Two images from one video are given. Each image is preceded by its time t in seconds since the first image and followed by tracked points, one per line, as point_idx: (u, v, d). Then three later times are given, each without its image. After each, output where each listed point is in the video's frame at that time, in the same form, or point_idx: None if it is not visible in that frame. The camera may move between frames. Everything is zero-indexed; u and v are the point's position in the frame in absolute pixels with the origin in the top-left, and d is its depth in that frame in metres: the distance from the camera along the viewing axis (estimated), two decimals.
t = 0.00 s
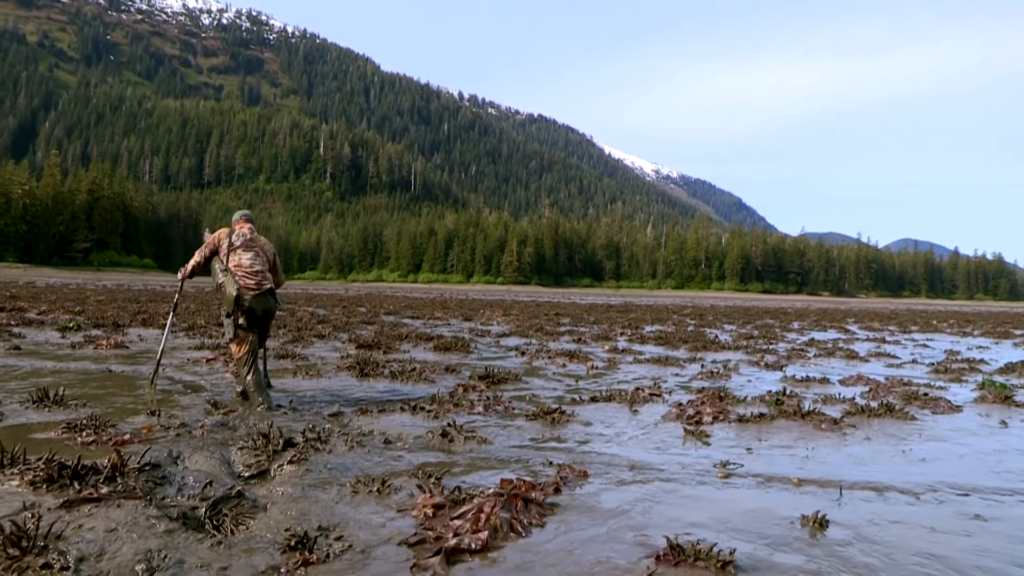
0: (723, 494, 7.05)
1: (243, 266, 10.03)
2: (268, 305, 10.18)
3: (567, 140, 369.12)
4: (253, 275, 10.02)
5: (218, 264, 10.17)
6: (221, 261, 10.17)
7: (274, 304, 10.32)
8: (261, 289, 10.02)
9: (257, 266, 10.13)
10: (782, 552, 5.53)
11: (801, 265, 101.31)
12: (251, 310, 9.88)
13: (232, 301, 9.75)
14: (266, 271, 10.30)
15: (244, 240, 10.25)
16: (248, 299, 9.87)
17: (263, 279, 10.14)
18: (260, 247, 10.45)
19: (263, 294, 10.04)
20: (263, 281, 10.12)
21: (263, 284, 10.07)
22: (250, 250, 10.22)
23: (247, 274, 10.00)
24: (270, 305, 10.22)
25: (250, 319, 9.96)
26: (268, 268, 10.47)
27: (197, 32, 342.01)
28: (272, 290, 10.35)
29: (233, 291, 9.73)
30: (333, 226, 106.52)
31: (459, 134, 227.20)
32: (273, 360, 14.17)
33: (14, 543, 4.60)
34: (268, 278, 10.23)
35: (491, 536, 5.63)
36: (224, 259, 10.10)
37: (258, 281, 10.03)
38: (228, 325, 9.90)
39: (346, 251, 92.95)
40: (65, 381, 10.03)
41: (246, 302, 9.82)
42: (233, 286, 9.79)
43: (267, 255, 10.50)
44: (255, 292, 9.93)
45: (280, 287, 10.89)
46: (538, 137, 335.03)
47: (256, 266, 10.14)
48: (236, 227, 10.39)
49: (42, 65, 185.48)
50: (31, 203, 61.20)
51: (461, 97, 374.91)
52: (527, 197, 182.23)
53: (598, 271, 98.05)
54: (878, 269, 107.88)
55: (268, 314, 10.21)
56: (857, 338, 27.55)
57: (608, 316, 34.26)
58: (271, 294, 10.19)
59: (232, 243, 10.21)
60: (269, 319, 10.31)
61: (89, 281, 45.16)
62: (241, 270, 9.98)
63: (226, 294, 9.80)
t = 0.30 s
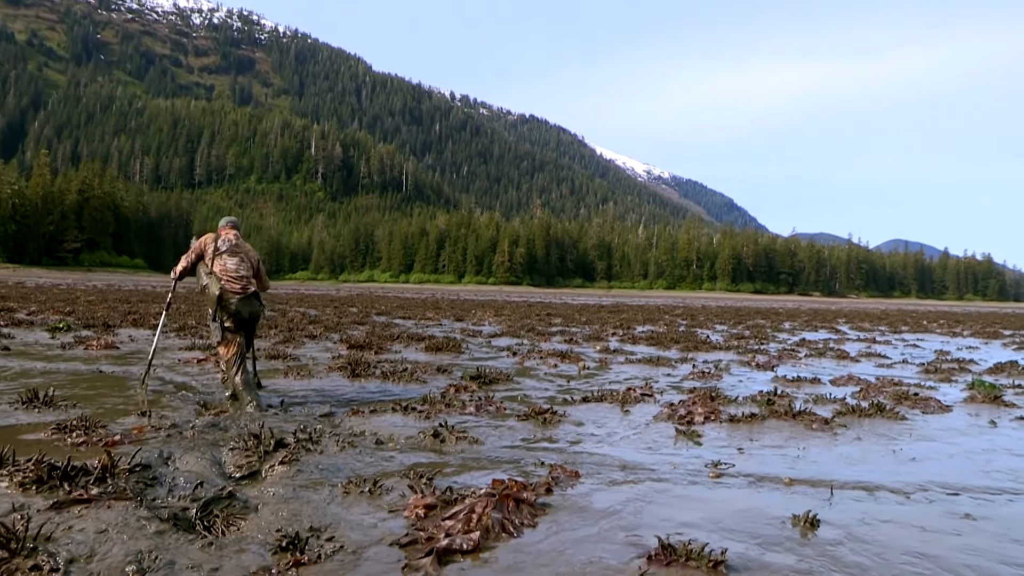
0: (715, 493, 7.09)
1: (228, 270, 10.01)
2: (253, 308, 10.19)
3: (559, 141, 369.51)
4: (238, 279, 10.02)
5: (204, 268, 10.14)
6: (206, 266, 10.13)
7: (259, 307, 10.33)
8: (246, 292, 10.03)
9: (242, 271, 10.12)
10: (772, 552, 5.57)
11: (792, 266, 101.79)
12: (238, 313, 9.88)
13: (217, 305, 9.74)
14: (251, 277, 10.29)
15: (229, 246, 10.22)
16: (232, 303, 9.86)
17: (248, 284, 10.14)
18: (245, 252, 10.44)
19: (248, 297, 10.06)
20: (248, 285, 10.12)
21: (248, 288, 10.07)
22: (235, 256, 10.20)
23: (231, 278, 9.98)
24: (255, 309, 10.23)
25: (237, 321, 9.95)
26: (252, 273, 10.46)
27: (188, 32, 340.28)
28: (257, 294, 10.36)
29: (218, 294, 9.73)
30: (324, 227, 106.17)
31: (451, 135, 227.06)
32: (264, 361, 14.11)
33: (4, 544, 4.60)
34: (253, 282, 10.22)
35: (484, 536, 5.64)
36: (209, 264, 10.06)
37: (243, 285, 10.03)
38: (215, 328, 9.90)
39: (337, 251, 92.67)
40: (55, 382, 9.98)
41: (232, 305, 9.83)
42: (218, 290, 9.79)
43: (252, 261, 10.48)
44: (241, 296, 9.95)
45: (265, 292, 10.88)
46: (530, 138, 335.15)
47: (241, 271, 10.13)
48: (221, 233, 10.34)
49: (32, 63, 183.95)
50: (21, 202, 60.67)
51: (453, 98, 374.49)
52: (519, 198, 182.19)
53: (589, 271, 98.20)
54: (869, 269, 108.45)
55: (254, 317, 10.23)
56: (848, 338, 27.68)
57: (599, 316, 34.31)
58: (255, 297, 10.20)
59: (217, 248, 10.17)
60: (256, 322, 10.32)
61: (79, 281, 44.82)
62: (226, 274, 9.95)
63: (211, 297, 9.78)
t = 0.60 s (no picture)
0: (700, 493, 7.17)
1: (207, 264, 9.97)
2: (231, 302, 10.15)
3: (546, 141, 370.03)
4: (218, 272, 9.99)
5: (184, 262, 10.10)
6: (186, 259, 10.07)
7: (238, 302, 10.29)
8: (225, 285, 10.00)
9: (221, 266, 10.10)
10: (758, 551, 5.64)
11: (777, 266, 102.74)
12: (216, 305, 9.87)
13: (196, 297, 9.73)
14: (231, 271, 10.26)
15: (209, 239, 10.17)
16: (210, 296, 9.82)
17: (227, 277, 10.11)
18: (226, 247, 10.40)
19: (227, 290, 10.02)
20: (227, 279, 10.11)
21: (227, 282, 10.05)
22: (214, 250, 10.15)
23: (209, 272, 9.94)
24: (234, 302, 10.19)
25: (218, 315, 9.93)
26: (232, 268, 10.42)
27: (173, 29, 336.91)
28: (236, 288, 10.31)
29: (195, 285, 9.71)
30: (310, 226, 105.60)
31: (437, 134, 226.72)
32: (249, 360, 14.04)
33: None
34: (232, 277, 10.20)
35: (470, 536, 5.68)
36: (189, 257, 10.02)
37: (223, 278, 10.01)
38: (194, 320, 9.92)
39: (323, 250, 92.16)
40: (39, 381, 9.88)
41: (211, 297, 9.81)
42: (197, 283, 9.75)
43: (232, 255, 10.46)
44: (219, 288, 9.91)
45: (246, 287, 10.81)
46: (517, 138, 335.51)
47: (220, 265, 10.09)
48: (200, 228, 10.31)
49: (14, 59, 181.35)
50: (3, 200, 59.76)
51: (440, 97, 374.14)
52: (506, 197, 182.35)
53: (576, 271, 98.46)
54: (853, 270, 109.63)
55: (233, 312, 10.19)
56: (832, 338, 28.01)
57: (585, 316, 34.46)
58: (234, 292, 10.18)
59: (198, 242, 10.12)
60: (235, 316, 10.28)
61: (62, 280, 44.29)
62: (204, 268, 9.92)
63: (190, 289, 9.77)
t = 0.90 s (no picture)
0: (700, 490, 7.18)
1: (206, 269, 9.97)
2: (226, 308, 10.12)
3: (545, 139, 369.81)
4: (217, 278, 10.00)
5: (183, 265, 10.08)
6: (185, 263, 10.07)
7: (233, 308, 10.29)
8: (223, 293, 10.00)
9: (221, 271, 10.10)
10: (758, 549, 5.65)
11: (777, 263, 102.67)
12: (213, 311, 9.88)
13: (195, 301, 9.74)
14: (229, 277, 10.26)
15: (209, 244, 10.18)
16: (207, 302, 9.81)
17: (226, 284, 10.13)
18: (224, 252, 10.42)
19: (224, 297, 10.03)
20: (226, 285, 10.11)
21: (225, 289, 10.06)
22: (214, 254, 10.16)
23: (209, 277, 9.95)
24: (230, 309, 10.19)
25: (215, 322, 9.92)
26: (230, 273, 10.44)
27: (172, 30, 336.72)
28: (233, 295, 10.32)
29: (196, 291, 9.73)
30: (309, 226, 105.62)
31: (436, 133, 226.57)
32: (249, 361, 14.04)
33: None
34: (229, 284, 10.20)
35: (469, 535, 5.68)
36: (189, 261, 9.99)
37: (221, 285, 10.01)
38: (185, 323, 9.93)
39: (323, 249, 92.15)
40: (39, 382, 9.87)
41: (208, 303, 9.83)
42: (197, 288, 9.76)
43: (231, 260, 10.47)
44: (217, 295, 9.92)
45: (243, 290, 10.87)
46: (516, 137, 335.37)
47: (219, 270, 10.09)
48: (199, 232, 10.30)
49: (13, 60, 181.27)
50: (3, 201, 59.76)
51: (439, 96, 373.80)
52: (505, 195, 182.33)
53: (575, 269, 98.45)
54: (853, 267, 109.49)
55: (227, 319, 10.17)
56: (833, 335, 28.00)
57: (585, 314, 34.47)
58: (231, 298, 10.17)
59: (197, 246, 10.12)
60: (229, 323, 10.28)
61: (62, 281, 44.32)
62: (203, 273, 9.90)
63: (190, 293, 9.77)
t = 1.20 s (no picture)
0: (700, 486, 7.16)
1: (205, 279, 10.11)
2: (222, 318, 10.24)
3: (544, 135, 369.38)
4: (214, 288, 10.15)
5: (182, 273, 10.20)
6: (184, 271, 10.18)
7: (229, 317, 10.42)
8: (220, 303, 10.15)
9: (218, 280, 10.23)
10: (757, 545, 5.64)
11: (777, 259, 102.56)
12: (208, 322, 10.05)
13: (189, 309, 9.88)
14: (226, 284, 10.39)
15: (207, 252, 10.27)
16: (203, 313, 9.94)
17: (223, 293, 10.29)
18: (223, 257, 10.52)
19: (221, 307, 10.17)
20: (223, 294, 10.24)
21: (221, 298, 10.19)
22: (212, 263, 10.28)
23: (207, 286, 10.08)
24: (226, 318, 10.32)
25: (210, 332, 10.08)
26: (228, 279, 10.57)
27: (171, 25, 335.72)
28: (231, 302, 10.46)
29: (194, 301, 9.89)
30: (308, 221, 105.47)
31: (436, 129, 226.18)
32: (248, 356, 14.03)
33: None
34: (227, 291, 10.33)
35: (468, 530, 5.67)
36: (188, 270, 10.12)
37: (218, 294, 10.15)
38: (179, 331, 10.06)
39: (322, 245, 91.99)
40: (38, 378, 9.87)
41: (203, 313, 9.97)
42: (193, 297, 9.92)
43: (229, 266, 10.59)
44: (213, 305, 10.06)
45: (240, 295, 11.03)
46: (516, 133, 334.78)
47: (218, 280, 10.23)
48: (198, 238, 10.36)
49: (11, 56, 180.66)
50: (1, 197, 59.49)
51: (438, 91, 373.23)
52: (504, 190, 182.15)
53: (575, 265, 98.46)
54: (853, 263, 109.44)
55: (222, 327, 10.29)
56: (832, 331, 27.97)
57: (585, 310, 34.45)
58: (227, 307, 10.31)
59: (195, 254, 10.21)
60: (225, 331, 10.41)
61: (61, 277, 44.23)
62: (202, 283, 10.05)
63: (190, 305, 9.92)
